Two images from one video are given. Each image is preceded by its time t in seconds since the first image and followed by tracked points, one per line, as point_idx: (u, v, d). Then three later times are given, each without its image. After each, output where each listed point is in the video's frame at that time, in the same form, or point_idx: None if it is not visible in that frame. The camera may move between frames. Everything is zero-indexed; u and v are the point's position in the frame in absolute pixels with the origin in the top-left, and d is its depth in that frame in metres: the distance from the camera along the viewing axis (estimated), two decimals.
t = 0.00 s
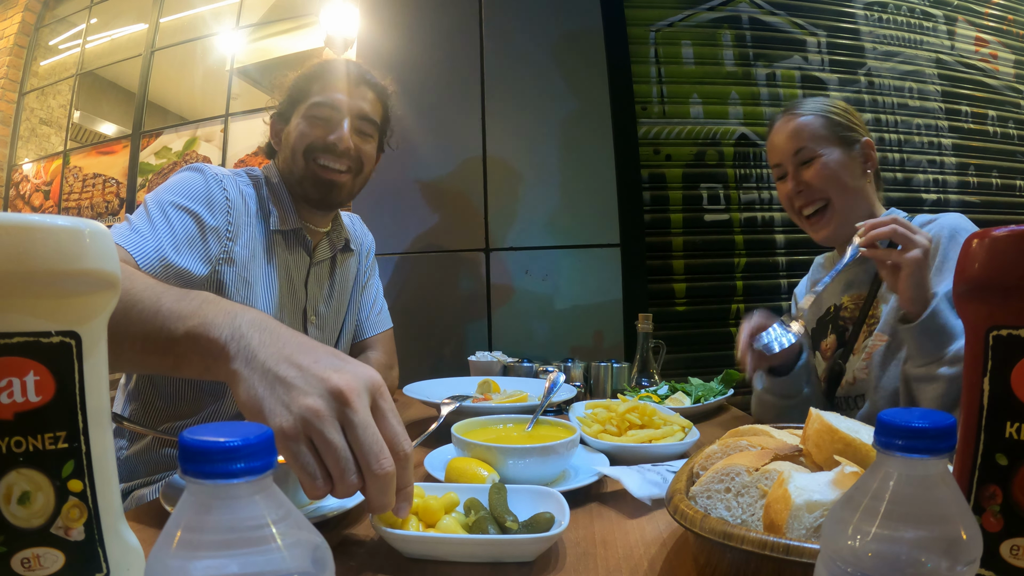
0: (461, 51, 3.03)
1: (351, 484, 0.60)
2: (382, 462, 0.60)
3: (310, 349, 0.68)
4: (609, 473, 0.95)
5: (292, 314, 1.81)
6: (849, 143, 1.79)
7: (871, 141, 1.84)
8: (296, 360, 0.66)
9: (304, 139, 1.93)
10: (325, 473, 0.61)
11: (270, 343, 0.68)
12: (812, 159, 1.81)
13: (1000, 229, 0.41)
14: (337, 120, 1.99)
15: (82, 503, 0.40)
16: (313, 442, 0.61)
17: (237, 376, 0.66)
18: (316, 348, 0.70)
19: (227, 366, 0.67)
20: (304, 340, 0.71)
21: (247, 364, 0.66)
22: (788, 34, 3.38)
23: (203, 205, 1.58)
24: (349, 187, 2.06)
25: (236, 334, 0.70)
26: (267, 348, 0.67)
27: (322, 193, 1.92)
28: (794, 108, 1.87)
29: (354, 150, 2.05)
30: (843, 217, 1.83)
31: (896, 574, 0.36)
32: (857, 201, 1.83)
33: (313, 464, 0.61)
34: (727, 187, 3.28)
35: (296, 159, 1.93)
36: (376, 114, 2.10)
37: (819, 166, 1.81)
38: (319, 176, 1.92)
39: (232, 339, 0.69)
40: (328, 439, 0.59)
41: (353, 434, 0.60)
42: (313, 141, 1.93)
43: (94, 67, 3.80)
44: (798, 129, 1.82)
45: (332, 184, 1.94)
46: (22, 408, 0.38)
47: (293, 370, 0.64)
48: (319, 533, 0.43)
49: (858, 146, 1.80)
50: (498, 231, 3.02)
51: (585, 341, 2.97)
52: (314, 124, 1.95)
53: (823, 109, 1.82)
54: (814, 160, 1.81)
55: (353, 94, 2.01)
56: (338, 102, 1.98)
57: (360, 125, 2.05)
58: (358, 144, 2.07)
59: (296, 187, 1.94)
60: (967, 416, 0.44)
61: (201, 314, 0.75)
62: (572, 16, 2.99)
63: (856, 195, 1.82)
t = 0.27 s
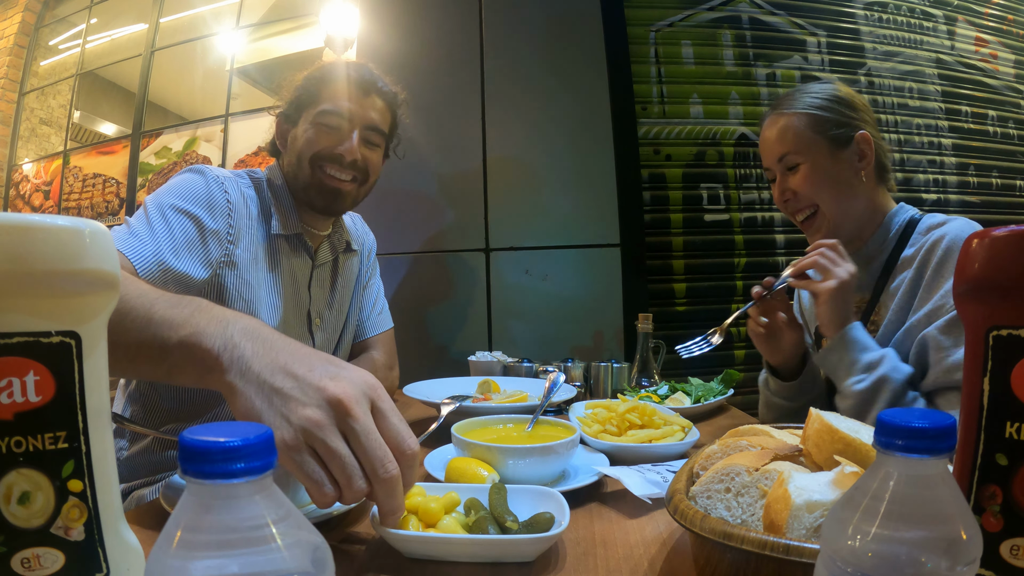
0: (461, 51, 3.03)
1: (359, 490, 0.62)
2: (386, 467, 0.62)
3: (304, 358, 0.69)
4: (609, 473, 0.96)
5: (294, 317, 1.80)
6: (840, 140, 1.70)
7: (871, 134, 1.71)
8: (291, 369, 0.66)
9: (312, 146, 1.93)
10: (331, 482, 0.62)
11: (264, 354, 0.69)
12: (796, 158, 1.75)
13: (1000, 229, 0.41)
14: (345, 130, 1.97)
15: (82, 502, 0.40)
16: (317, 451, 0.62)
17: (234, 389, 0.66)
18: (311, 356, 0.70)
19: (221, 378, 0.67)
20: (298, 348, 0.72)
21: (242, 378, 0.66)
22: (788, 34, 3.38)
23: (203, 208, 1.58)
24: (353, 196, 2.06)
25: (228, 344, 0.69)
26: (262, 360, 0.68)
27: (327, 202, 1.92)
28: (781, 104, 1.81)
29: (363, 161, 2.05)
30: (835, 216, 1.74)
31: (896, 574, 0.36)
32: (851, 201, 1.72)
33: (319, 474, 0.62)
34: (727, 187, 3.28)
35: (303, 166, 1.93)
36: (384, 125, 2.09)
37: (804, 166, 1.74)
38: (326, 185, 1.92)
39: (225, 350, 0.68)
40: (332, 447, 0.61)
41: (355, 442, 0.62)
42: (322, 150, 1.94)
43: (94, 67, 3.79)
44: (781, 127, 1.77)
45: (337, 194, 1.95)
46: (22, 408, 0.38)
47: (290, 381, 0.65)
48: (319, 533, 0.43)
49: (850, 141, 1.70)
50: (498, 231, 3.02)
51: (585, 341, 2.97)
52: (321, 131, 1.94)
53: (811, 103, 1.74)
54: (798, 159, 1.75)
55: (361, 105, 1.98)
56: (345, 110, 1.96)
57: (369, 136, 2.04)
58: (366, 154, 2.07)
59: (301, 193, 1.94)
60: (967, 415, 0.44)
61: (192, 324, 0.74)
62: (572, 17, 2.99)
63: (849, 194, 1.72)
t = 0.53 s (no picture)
0: (461, 51, 3.03)
1: (364, 490, 0.63)
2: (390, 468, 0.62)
3: (303, 360, 0.69)
4: (609, 473, 0.96)
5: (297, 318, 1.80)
6: (846, 132, 1.64)
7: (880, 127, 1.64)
8: (290, 373, 0.66)
9: (318, 148, 1.93)
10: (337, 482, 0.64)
11: (263, 357, 0.68)
12: (800, 149, 1.68)
13: (1000, 229, 0.41)
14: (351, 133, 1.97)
15: (82, 503, 0.40)
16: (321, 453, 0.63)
17: (235, 394, 0.66)
18: (310, 357, 0.70)
19: (223, 383, 0.67)
20: (297, 348, 0.71)
21: (243, 383, 0.66)
22: (788, 34, 3.38)
23: (203, 209, 1.58)
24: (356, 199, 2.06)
25: (228, 347, 0.69)
26: (261, 363, 0.68)
27: (331, 204, 1.93)
28: (787, 94, 1.75)
29: (367, 165, 2.04)
30: (837, 211, 1.66)
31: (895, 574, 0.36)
32: (855, 197, 1.65)
33: (325, 475, 0.64)
34: (727, 187, 3.28)
35: (307, 168, 1.92)
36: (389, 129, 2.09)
37: (808, 157, 1.68)
38: (331, 188, 1.92)
39: (225, 354, 0.68)
40: (334, 451, 0.62)
41: (357, 444, 0.62)
42: (328, 153, 1.94)
43: (94, 66, 3.79)
44: (785, 117, 1.72)
45: (342, 196, 1.95)
46: (22, 408, 0.38)
47: (290, 384, 0.65)
48: (319, 533, 0.43)
49: (857, 134, 1.64)
50: (498, 231, 3.02)
51: (585, 341, 2.97)
52: (327, 134, 1.94)
53: (818, 94, 1.68)
54: (802, 150, 1.68)
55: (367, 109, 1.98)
56: (348, 113, 1.95)
57: (373, 140, 2.04)
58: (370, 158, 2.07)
59: (305, 194, 1.94)
60: (967, 416, 0.44)
61: (191, 326, 0.74)
62: (572, 17, 2.99)
63: (853, 190, 1.65)
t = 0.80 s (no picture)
0: (461, 50, 3.02)
1: (366, 486, 0.63)
2: (394, 463, 0.63)
3: (309, 354, 0.69)
4: (608, 473, 0.96)
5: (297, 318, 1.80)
6: (859, 130, 1.57)
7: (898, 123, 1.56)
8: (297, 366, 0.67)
9: (319, 150, 1.93)
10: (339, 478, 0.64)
11: (269, 349, 0.68)
12: (808, 148, 1.64)
13: (1000, 229, 0.41)
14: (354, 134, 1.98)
15: (82, 503, 0.40)
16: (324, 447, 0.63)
17: (239, 385, 0.66)
18: (315, 352, 0.70)
19: (226, 374, 0.67)
20: (302, 343, 0.72)
21: (247, 374, 0.66)
22: (788, 34, 3.38)
23: (205, 208, 1.58)
24: (357, 200, 2.05)
25: (233, 339, 0.69)
26: (266, 356, 0.68)
27: (333, 204, 1.93)
28: (800, 86, 1.67)
29: (369, 166, 2.04)
30: (845, 213, 1.65)
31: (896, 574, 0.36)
32: (864, 198, 1.62)
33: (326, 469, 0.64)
34: (727, 187, 3.27)
35: (309, 169, 1.92)
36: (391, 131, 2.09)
37: (816, 157, 1.64)
38: (333, 188, 1.91)
39: (230, 346, 0.68)
40: (338, 444, 0.62)
41: (362, 439, 0.63)
42: (329, 154, 1.93)
43: (94, 67, 3.79)
44: (794, 113, 1.65)
45: (343, 197, 1.94)
46: (22, 408, 0.38)
47: (296, 378, 0.65)
48: (319, 533, 0.43)
49: (870, 133, 1.56)
50: (498, 231, 3.02)
51: (585, 341, 2.97)
52: (329, 135, 1.94)
53: (831, 87, 1.59)
54: (810, 150, 1.64)
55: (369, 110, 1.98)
56: (349, 113, 1.95)
57: (376, 141, 2.04)
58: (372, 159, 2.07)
59: (307, 195, 1.94)
60: (967, 416, 0.44)
61: (195, 321, 0.75)
62: (572, 17, 2.99)
63: (863, 191, 1.62)
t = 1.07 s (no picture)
0: (461, 50, 3.02)
1: (366, 490, 0.62)
2: (395, 466, 0.63)
3: (310, 358, 0.70)
4: (608, 473, 0.96)
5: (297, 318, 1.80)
6: (849, 129, 1.54)
7: (889, 123, 1.53)
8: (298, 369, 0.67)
9: (320, 150, 1.93)
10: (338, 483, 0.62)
11: (270, 352, 0.69)
12: (796, 148, 1.61)
13: (1000, 229, 0.41)
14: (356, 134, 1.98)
15: (82, 503, 0.40)
16: (323, 451, 0.62)
17: (238, 387, 0.66)
18: (316, 355, 0.71)
19: (225, 376, 0.67)
20: (302, 347, 0.72)
21: (247, 376, 0.66)
22: (788, 34, 3.38)
23: (205, 209, 1.59)
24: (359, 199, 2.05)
25: (234, 341, 0.70)
26: (268, 358, 0.68)
27: (335, 204, 1.90)
28: (789, 85, 1.65)
29: (369, 166, 2.04)
30: (833, 215, 1.59)
31: (896, 574, 0.36)
32: (854, 200, 1.56)
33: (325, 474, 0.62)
34: (727, 187, 3.27)
35: (310, 169, 1.91)
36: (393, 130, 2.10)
37: (804, 157, 1.60)
38: (333, 187, 1.90)
39: (230, 348, 0.68)
40: (340, 446, 0.61)
41: (363, 442, 0.63)
42: (330, 154, 1.94)
43: (94, 67, 3.78)
44: (782, 112, 1.63)
45: (344, 196, 1.92)
46: (22, 408, 0.38)
47: (297, 380, 0.65)
48: (319, 534, 0.43)
49: (861, 132, 1.54)
50: (498, 231, 3.02)
51: (585, 341, 2.97)
52: (331, 135, 1.94)
53: (820, 85, 1.57)
54: (799, 149, 1.61)
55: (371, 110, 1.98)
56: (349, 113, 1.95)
57: (377, 140, 2.04)
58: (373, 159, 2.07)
59: (308, 195, 1.92)
60: (967, 416, 0.44)
61: (195, 322, 0.75)
62: (572, 17, 2.99)
63: (854, 193, 1.56)
